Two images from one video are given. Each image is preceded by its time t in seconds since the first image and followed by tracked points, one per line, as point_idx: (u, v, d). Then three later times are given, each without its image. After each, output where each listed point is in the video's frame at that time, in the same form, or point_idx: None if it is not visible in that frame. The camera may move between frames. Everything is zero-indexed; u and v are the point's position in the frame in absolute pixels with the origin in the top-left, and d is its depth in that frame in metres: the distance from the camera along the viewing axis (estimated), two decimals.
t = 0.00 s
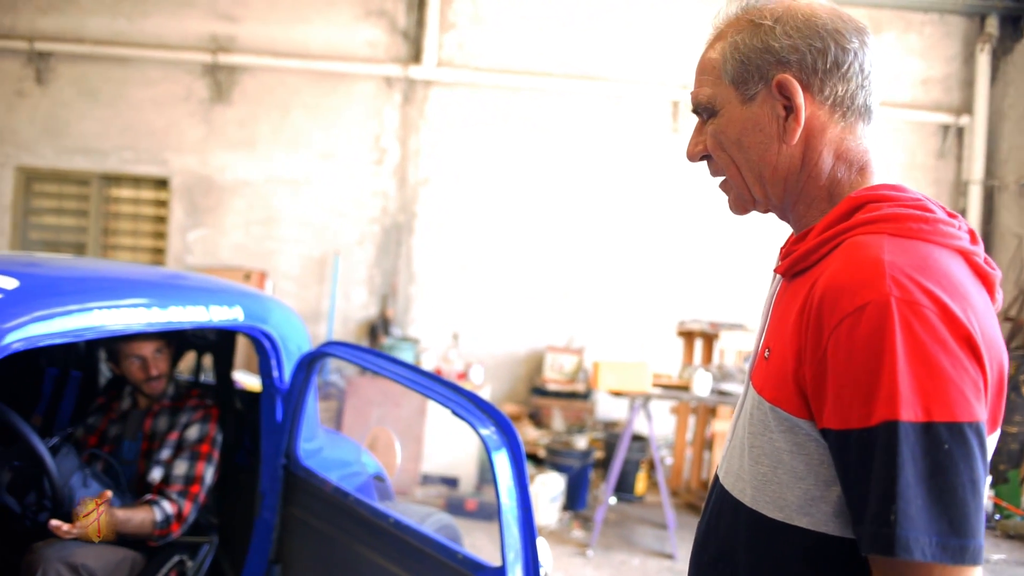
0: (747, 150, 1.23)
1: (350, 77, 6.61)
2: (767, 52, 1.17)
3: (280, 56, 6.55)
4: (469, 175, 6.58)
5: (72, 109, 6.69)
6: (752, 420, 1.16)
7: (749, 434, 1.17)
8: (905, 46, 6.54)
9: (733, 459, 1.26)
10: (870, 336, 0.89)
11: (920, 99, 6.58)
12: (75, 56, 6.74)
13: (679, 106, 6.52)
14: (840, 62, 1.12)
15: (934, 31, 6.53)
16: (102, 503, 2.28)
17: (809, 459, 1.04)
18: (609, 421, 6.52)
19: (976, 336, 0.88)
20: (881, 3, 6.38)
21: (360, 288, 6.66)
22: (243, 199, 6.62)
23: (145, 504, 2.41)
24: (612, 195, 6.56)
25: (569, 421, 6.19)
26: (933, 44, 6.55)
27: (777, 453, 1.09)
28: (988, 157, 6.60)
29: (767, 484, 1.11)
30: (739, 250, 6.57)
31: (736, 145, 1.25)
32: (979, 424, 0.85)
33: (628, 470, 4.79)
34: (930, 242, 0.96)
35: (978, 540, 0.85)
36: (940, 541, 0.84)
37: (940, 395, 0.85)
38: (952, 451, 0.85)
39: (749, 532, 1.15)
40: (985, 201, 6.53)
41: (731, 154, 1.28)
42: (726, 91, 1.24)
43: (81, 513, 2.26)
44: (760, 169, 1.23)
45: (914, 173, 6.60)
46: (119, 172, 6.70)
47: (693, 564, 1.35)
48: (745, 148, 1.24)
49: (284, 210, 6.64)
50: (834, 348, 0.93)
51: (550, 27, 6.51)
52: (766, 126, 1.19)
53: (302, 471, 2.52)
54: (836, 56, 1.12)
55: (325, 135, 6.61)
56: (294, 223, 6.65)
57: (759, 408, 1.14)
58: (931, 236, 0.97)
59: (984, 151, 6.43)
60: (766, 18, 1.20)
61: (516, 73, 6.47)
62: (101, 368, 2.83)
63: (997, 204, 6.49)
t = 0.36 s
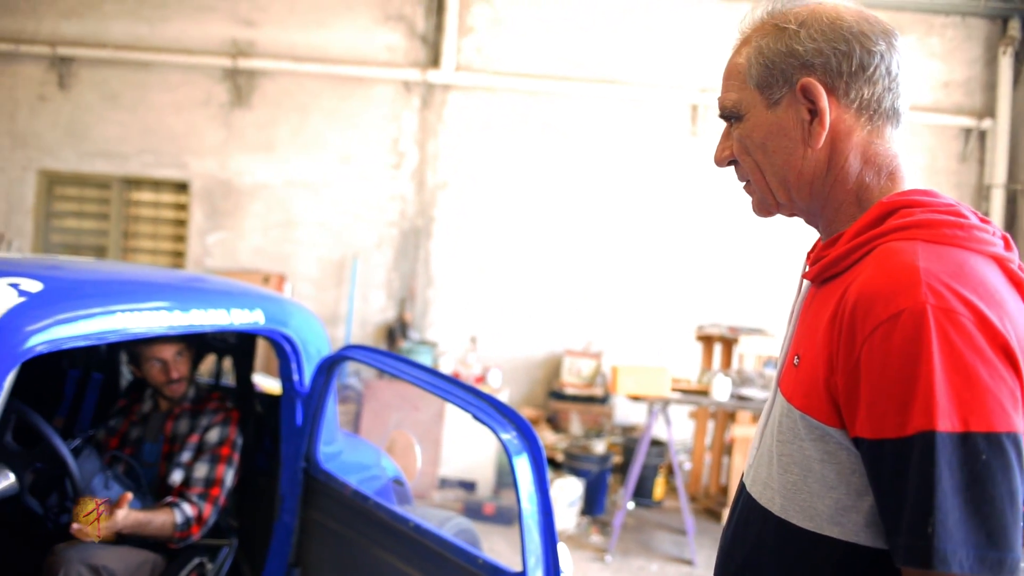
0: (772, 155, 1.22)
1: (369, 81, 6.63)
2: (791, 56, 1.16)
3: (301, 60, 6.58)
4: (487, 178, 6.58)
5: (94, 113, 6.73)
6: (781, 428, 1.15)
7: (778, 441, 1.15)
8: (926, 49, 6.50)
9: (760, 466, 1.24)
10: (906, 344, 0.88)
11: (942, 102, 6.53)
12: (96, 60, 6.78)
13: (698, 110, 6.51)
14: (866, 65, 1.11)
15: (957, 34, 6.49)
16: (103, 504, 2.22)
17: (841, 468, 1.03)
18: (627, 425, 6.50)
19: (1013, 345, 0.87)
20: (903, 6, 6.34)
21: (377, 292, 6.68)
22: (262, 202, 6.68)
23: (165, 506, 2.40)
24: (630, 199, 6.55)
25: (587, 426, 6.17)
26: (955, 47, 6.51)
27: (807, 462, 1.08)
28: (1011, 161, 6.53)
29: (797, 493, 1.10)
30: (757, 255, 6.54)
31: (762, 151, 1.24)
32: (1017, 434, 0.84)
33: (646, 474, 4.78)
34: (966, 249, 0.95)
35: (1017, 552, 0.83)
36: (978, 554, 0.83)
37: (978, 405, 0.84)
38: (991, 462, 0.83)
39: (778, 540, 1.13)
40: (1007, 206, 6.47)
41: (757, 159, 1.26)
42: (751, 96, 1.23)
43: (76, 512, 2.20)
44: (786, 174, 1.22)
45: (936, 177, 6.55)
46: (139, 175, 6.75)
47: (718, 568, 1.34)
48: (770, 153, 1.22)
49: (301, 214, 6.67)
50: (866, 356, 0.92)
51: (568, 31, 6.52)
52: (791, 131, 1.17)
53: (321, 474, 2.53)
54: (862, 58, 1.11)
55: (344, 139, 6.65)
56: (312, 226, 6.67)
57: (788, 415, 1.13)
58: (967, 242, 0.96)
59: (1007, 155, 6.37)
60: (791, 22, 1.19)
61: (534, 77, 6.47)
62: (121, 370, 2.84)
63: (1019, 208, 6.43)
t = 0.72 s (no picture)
0: (789, 165, 1.24)
1: (389, 85, 6.64)
2: (807, 68, 1.18)
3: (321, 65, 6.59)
4: (507, 183, 6.59)
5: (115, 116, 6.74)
6: (799, 436, 1.15)
7: (797, 450, 1.14)
8: (945, 55, 6.50)
9: (780, 475, 1.23)
10: (922, 356, 0.88)
11: (961, 108, 6.53)
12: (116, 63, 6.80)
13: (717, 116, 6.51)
14: (881, 75, 1.12)
15: (976, 40, 6.49)
16: (102, 503, 2.06)
17: (858, 478, 1.03)
18: (646, 430, 6.50)
19: None
20: (923, 13, 6.34)
21: (397, 296, 6.68)
22: (281, 206, 6.67)
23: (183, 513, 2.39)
24: (649, 204, 6.55)
25: (605, 430, 6.17)
26: (975, 53, 6.50)
27: (825, 471, 1.08)
28: None
29: (815, 503, 1.10)
30: (773, 260, 6.53)
31: (779, 161, 1.26)
32: None
33: (665, 480, 4.78)
34: (984, 258, 0.95)
35: None
36: (992, 565, 0.83)
37: (992, 416, 0.85)
38: (1005, 474, 0.84)
39: (795, 550, 1.13)
40: None
41: (775, 170, 1.27)
42: (769, 108, 1.25)
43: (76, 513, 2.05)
44: (804, 185, 1.23)
45: (954, 184, 6.55)
46: (158, 179, 6.77)
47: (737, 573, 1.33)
48: (788, 163, 1.24)
49: (321, 218, 6.67)
50: (883, 366, 0.92)
51: (589, 36, 6.52)
52: (807, 141, 1.19)
53: (339, 480, 2.54)
54: (876, 69, 1.12)
55: (363, 142, 6.66)
56: (332, 230, 6.68)
57: (807, 424, 1.13)
58: (984, 252, 0.96)
59: None
60: (808, 34, 1.21)
61: (555, 82, 6.48)
62: (140, 376, 2.84)
63: None
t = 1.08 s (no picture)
0: (750, 187, 1.26)
1: (367, 97, 6.63)
2: (767, 92, 1.20)
3: (298, 76, 6.57)
4: (483, 197, 6.60)
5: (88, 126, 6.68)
6: (761, 454, 1.16)
7: (760, 469, 1.16)
8: (917, 74, 6.62)
9: (743, 494, 1.24)
10: (877, 377, 0.89)
11: (932, 127, 6.64)
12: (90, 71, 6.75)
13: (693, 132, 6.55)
14: (838, 100, 1.14)
15: (946, 60, 6.60)
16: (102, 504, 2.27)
17: (818, 496, 1.05)
18: (621, 444, 6.51)
19: (981, 377, 0.89)
20: (894, 33, 6.44)
21: (372, 308, 6.65)
22: (258, 217, 6.65)
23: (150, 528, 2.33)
24: (625, 219, 6.58)
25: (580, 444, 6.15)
26: (946, 72, 6.62)
27: (786, 489, 1.09)
28: (999, 186, 6.63)
29: (776, 520, 1.11)
30: (749, 274, 6.57)
31: (741, 182, 1.28)
32: (984, 464, 0.86)
33: (639, 494, 4.79)
34: (938, 279, 0.96)
35: None
36: None
37: (944, 435, 0.86)
38: (958, 492, 0.85)
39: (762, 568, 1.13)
40: (994, 229, 6.58)
41: (738, 191, 1.30)
42: (731, 131, 1.27)
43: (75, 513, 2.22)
44: (765, 206, 1.25)
45: (925, 201, 6.64)
46: (132, 189, 6.71)
47: None
48: (749, 185, 1.27)
49: (296, 230, 6.64)
50: (839, 386, 0.94)
51: (566, 51, 6.56)
52: (767, 163, 1.21)
53: (310, 495, 2.40)
54: (833, 94, 1.14)
55: (341, 154, 6.64)
56: (308, 242, 6.65)
57: (768, 443, 1.14)
58: (939, 273, 0.97)
59: (994, 180, 6.47)
60: (769, 58, 1.23)
61: (532, 96, 6.50)
62: (109, 389, 2.74)
63: (1006, 232, 6.53)
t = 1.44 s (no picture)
0: (714, 201, 1.28)
1: (345, 106, 6.62)
2: (730, 108, 1.21)
3: (276, 84, 6.56)
4: (461, 206, 6.60)
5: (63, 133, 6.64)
6: (728, 465, 1.16)
7: (726, 479, 1.16)
8: (891, 87, 6.68)
9: (710, 503, 1.24)
10: (841, 388, 0.90)
11: (906, 139, 6.72)
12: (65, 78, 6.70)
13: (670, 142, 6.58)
14: (799, 115, 1.15)
15: (920, 74, 6.69)
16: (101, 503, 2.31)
17: (784, 506, 1.05)
18: (597, 453, 6.53)
19: (943, 389, 0.90)
20: (867, 46, 6.53)
21: (349, 317, 6.63)
22: (234, 226, 6.61)
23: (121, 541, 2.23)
24: (600, 230, 6.61)
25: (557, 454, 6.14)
26: (920, 84, 6.70)
27: (753, 499, 1.09)
28: (971, 198, 6.71)
29: (743, 530, 1.11)
30: (727, 284, 6.60)
31: (708, 195, 1.29)
32: (945, 473, 0.87)
33: (615, 503, 4.81)
34: (901, 292, 0.98)
35: None
36: None
37: (907, 446, 0.87)
38: (920, 501, 0.86)
39: None
40: (966, 240, 6.65)
41: (705, 204, 1.31)
42: (696, 146, 1.28)
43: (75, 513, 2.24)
44: (731, 219, 1.26)
45: (899, 212, 6.72)
46: (107, 197, 6.65)
47: None
48: (714, 199, 1.28)
49: (272, 238, 6.60)
50: (805, 398, 0.94)
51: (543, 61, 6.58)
52: (731, 177, 1.22)
53: (284, 506, 2.35)
54: (794, 108, 1.15)
55: (318, 163, 6.61)
56: (284, 250, 6.62)
57: (735, 454, 1.14)
58: (902, 285, 0.99)
59: (966, 192, 6.54)
60: (732, 74, 1.24)
61: (510, 106, 6.52)
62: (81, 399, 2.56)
63: (978, 242, 6.60)
